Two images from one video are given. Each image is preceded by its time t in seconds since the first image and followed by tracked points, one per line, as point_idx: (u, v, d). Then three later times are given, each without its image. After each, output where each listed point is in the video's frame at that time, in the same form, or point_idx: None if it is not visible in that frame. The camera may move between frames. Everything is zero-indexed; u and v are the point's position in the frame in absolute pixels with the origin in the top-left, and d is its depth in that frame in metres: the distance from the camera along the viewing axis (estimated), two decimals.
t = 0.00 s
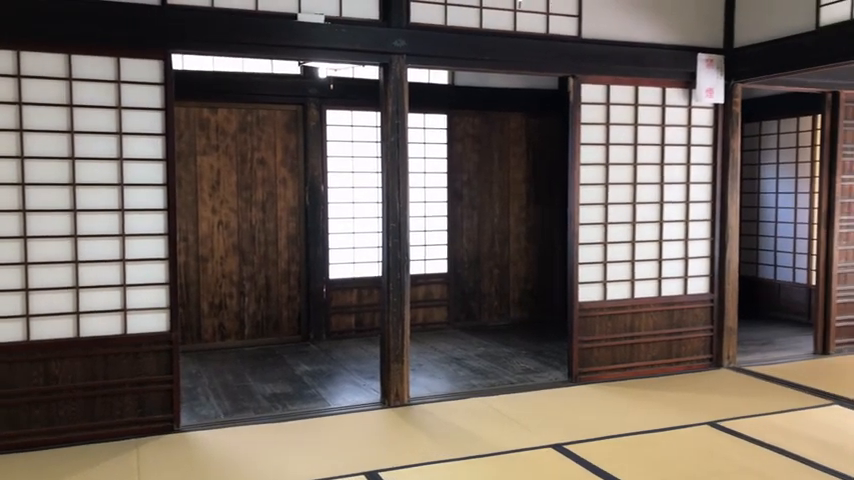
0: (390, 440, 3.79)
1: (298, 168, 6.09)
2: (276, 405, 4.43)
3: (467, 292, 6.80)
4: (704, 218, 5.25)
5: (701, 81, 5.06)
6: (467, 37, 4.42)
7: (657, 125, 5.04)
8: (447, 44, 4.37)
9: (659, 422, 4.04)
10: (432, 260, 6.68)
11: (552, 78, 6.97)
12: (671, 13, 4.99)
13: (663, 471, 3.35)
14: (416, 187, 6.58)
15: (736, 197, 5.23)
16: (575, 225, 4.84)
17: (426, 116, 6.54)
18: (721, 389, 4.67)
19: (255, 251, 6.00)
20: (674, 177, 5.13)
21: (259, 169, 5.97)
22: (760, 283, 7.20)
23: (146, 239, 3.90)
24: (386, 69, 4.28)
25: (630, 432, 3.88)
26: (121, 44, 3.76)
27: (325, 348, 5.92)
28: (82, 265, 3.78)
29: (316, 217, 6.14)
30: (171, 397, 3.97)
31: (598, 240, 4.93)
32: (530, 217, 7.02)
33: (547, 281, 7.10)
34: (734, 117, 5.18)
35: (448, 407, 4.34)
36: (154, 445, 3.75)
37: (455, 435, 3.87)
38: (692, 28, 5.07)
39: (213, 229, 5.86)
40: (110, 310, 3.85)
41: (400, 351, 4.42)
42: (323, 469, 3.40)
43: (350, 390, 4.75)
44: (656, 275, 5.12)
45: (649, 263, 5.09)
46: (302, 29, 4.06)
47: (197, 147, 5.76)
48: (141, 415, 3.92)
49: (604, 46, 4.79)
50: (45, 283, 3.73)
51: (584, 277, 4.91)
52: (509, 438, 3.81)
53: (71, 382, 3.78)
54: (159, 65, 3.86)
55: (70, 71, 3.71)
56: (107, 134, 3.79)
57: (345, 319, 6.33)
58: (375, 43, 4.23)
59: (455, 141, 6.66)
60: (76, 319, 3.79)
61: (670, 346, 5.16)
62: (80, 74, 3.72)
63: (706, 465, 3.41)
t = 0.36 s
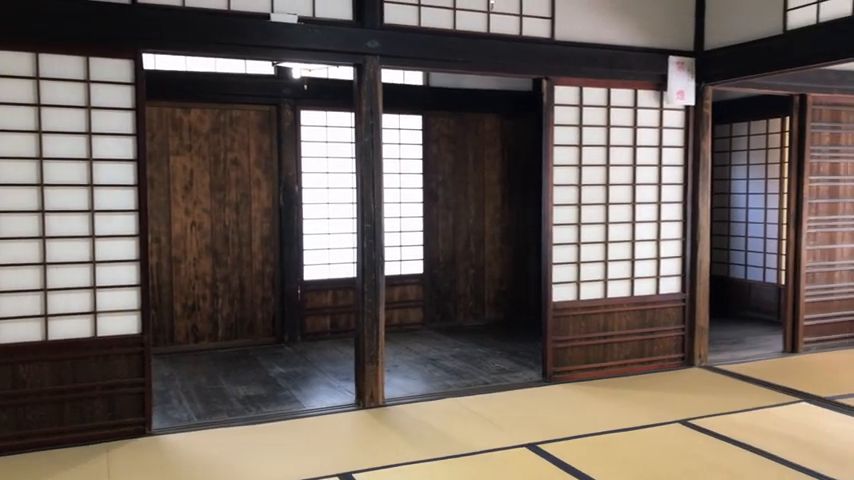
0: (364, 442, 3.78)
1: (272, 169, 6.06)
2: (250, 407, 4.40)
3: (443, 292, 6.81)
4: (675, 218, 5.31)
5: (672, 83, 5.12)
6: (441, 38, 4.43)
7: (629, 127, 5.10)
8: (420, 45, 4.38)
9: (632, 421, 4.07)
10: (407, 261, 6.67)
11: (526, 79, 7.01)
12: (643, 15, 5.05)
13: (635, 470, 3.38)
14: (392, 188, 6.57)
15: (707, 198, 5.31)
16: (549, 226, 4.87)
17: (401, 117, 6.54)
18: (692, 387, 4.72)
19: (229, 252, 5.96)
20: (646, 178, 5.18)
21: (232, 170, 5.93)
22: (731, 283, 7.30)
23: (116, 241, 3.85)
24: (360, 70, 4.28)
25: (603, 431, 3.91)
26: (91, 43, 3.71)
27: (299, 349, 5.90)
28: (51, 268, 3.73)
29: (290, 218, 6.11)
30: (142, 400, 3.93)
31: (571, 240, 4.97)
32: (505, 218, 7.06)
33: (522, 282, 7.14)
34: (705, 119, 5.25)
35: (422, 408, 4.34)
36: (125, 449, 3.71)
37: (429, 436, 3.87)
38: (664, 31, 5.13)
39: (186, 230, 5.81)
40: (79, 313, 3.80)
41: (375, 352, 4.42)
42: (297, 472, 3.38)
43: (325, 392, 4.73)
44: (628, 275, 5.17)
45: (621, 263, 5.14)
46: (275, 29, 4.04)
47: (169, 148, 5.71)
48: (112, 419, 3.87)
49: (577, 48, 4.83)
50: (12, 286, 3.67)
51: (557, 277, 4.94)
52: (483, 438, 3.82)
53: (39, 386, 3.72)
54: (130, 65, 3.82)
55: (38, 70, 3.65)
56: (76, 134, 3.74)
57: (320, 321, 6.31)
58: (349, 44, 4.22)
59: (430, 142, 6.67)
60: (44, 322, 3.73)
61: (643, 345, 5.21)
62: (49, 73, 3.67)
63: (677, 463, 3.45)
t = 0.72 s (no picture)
0: (332, 443, 3.75)
1: (240, 168, 6.01)
2: (217, 409, 4.35)
3: (413, 293, 6.80)
4: (642, 219, 5.37)
5: (639, 85, 5.17)
6: (410, 38, 4.42)
7: (597, 128, 5.14)
8: (390, 45, 4.37)
9: (600, 419, 4.11)
10: (377, 261, 6.65)
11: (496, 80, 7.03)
12: (610, 18, 5.10)
13: (603, 467, 3.41)
14: (361, 188, 6.55)
15: (673, 199, 5.37)
16: (518, 226, 4.89)
17: (371, 117, 6.52)
18: (659, 386, 4.78)
19: (196, 252, 5.88)
20: (613, 179, 5.24)
21: (199, 169, 5.86)
22: (698, 283, 7.41)
23: (79, 241, 3.77)
24: (328, 69, 4.25)
25: (571, 429, 3.93)
26: (52, 39, 3.64)
27: (268, 351, 5.85)
28: (11, 268, 3.64)
29: (259, 219, 6.06)
30: (106, 402, 3.86)
31: (540, 240, 5.00)
32: (475, 218, 7.07)
33: (492, 282, 7.17)
34: (671, 121, 5.32)
35: (392, 408, 4.32)
36: (88, 453, 3.63)
37: (398, 436, 3.86)
38: (631, 33, 5.19)
39: (152, 230, 5.73)
40: (40, 314, 3.72)
41: (344, 353, 4.40)
42: (264, 474, 3.35)
43: (293, 393, 4.70)
44: (596, 274, 5.21)
45: (589, 263, 5.18)
46: (243, 27, 4.00)
47: (135, 147, 5.62)
48: (75, 422, 3.80)
49: (545, 49, 4.86)
50: None
51: (526, 277, 4.96)
52: (452, 437, 3.82)
53: None
54: (93, 62, 3.75)
55: None
56: (37, 132, 3.66)
57: (289, 322, 6.26)
58: (317, 43, 4.19)
59: (400, 142, 6.66)
60: (4, 324, 3.64)
61: (610, 344, 5.26)
62: (8, 70, 3.59)
63: (644, 461, 3.48)
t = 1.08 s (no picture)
0: (307, 443, 3.73)
1: (213, 166, 5.95)
2: (190, 409, 4.30)
3: (389, 291, 6.79)
4: (616, 217, 5.41)
5: (613, 84, 5.21)
6: (385, 35, 4.41)
7: (571, 127, 5.17)
8: (365, 43, 4.35)
9: (574, 416, 4.13)
10: (353, 259, 6.63)
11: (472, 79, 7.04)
12: (584, 17, 5.13)
13: (577, 464, 3.43)
14: (337, 186, 6.52)
15: (646, 197, 5.42)
16: (494, 224, 4.90)
17: (346, 115, 6.50)
18: (632, 382, 4.82)
19: (169, 251, 5.82)
20: (588, 177, 5.27)
21: (172, 167, 5.80)
22: (671, 280, 7.49)
23: (47, 239, 3.71)
24: (302, 66, 4.22)
25: (545, 426, 3.95)
26: (19, 34, 3.57)
27: (242, 350, 5.80)
28: None
29: (232, 217, 6.00)
30: (76, 403, 3.79)
31: (515, 238, 5.01)
32: (451, 216, 7.08)
33: (468, 280, 7.18)
34: (644, 120, 5.37)
35: (367, 407, 4.31)
36: (57, 455, 3.57)
37: (373, 434, 3.85)
38: (605, 33, 5.22)
39: (124, 228, 5.65)
40: (8, 314, 3.65)
41: (319, 352, 4.37)
42: (238, 474, 3.32)
43: (267, 393, 4.66)
44: (570, 272, 5.24)
45: (564, 261, 5.21)
46: (215, 23, 3.95)
47: (106, 144, 5.54)
48: (44, 424, 3.73)
49: (520, 48, 4.88)
50: None
51: (502, 275, 4.98)
52: (427, 435, 3.82)
53: None
54: (62, 57, 3.69)
55: None
56: (4, 128, 3.59)
57: (263, 321, 6.22)
58: (291, 40, 4.16)
59: (376, 140, 6.64)
60: None
61: (585, 341, 5.29)
62: None
63: (617, 457, 3.51)
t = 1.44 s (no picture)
0: (284, 444, 3.71)
1: (189, 166, 5.91)
2: (165, 412, 4.27)
3: (367, 292, 6.78)
4: (591, 218, 5.46)
5: (589, 86, 5.25)
6: (362, 36, 4.41)
7: (547, 128, 5.21)
8: (341, 43, 4.35)
9: (550, 415, 4.16)
10: (330, 260, 6.61)
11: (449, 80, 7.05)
12: (560, 19, 5.17)
13: (553, 463, 3.45)
14: (314, 187, 6.49)
15: (621, 199, 5.47)
16: (471, 225, 4.92)
17: (323, 115, 6.48)
18: (608, 381, 4.86)
19: (144, 253, 5.76)
20: (564, 178, 5.31)
21: (147, 168, 5.74)
22: (646, 280, 7.57)
23: (17, 240, 3.65)
24: (279, 66, 4.20)
25: (522, 426, 3.97)
26: None
27: (218, 352, 5.76)
28: None
29: (209, 218, 5.96)
30: (48, 407, 3.74)
31: (492, 239, 5.04)
32: (428, 217, 7.09)
33: (446, 280, 7.19)
34: (620, 121, 5.42)
35: (344, 408, 4.30)
36: (28, 459, 3.52)
37: (350, 435, 3.84)
38: (581, 35, 5.27)
39: (98, 229, 5.59)
40: None
41: (296, 354, 4.36)
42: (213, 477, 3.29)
43: (244, 394, 4.64)
44: (547, 273, 5.28)
45: (541, 262, 5.25)
46: (191, 23, 3.92)
47: (79, 144, 5.48)
48: (15, 427, 3.68)
49: (497, 49, 4.90)
50: None
51: (479, 275, 5.00)
52: (404, 436, 3.82)
53: None
54: (33, 56, 3.64)
55: None
56: None
57: (240, 323, 6.17)
58: (267, 40, 4.14)
59: (353, 140, 6.64)
60: None
61: (561, 341, 5.33)
62: None
63: (593, 456, 3.53)
